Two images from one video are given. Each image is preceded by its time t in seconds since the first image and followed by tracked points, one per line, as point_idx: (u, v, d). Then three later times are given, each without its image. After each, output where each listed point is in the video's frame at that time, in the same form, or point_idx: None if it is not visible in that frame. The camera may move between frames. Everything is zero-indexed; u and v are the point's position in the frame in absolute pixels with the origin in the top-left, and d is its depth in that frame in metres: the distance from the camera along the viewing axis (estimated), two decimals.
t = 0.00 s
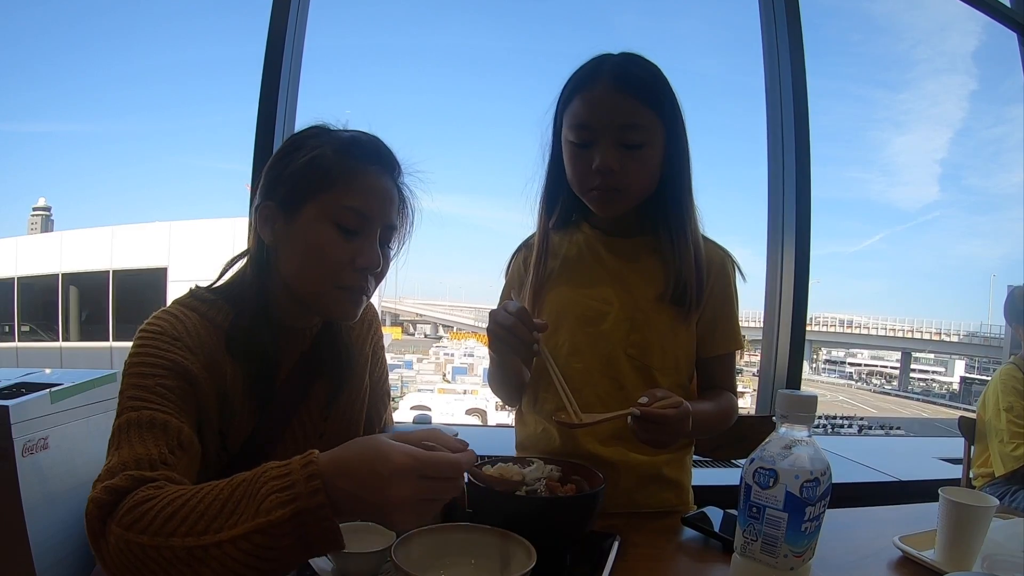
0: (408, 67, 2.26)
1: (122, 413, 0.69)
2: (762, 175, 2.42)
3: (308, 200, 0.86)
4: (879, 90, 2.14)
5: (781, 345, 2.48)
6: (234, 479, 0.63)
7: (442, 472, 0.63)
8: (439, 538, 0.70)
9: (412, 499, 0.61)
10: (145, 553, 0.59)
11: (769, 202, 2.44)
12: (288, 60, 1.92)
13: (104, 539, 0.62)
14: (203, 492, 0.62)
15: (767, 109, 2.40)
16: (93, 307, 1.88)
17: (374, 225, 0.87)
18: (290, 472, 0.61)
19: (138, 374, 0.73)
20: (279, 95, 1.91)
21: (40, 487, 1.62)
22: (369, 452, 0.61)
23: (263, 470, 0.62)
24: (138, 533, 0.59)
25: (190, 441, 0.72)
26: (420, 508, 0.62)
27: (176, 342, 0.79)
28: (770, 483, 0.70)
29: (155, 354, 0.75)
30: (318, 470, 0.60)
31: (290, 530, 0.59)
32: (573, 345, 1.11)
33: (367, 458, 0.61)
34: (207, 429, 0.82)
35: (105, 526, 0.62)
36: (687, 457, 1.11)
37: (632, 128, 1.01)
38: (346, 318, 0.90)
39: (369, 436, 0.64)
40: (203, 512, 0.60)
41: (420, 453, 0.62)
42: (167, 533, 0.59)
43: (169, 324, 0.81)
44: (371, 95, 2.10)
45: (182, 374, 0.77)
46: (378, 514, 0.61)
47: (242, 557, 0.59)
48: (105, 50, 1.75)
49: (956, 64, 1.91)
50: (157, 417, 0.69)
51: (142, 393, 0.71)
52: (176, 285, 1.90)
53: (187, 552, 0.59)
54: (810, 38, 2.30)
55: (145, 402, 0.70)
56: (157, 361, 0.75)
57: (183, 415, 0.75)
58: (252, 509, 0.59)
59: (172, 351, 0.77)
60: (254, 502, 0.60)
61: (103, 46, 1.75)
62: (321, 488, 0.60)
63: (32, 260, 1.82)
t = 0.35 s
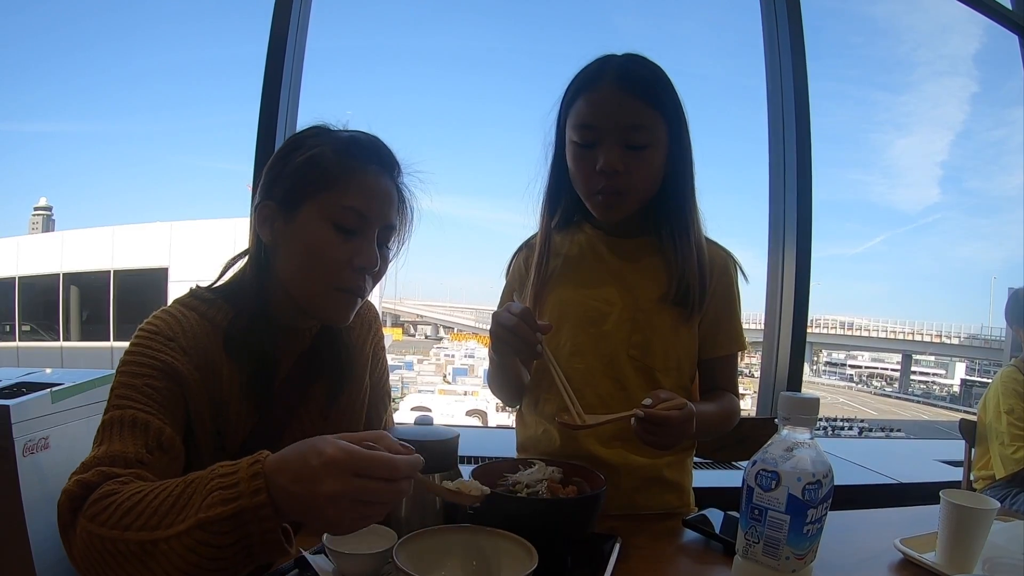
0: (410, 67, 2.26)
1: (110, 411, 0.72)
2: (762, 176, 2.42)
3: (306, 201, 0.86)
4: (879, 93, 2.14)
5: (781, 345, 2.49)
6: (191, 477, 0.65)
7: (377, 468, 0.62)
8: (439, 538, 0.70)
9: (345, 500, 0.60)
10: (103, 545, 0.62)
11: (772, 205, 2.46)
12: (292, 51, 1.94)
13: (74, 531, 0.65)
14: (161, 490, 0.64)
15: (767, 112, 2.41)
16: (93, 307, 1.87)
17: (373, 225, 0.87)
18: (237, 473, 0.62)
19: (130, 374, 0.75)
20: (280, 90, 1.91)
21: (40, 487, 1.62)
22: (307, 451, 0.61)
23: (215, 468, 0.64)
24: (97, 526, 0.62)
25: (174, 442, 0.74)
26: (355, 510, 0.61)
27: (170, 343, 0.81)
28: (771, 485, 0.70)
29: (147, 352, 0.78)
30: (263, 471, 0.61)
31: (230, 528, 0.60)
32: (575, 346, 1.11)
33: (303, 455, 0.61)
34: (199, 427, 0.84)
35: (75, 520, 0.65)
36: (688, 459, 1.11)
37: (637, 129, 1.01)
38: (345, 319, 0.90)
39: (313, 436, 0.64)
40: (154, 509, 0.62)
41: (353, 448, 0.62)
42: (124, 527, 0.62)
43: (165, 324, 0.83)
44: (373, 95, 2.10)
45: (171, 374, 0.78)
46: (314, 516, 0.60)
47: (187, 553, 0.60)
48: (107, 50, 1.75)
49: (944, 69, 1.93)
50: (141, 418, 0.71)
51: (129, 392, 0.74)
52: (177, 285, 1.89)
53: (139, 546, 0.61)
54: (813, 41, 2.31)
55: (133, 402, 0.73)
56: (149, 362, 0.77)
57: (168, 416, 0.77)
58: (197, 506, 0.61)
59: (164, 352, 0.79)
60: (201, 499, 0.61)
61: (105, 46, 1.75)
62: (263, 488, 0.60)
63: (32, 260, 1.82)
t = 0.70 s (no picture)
0: (413, 68, 2.27)
1: (108, 411, 0.72)
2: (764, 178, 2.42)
3: (305, 202, 0.86)
4: (881, 96, 2.23)
5: (781, 352, 2.43)
6: (172, 469, 0.64)
7: (358, 460, 0.60)
8: (441, 539, 0.70)
9: (324, 487, 0.60)
10: (92, 541, 0.62)
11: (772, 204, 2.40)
12: (293, 58, 1.94)
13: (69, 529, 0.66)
14: (145, 483, 0.64)
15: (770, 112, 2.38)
16: (94, 306, 1.87)
17: (371, 227, 0.87)
18: (214, 460, 0.61)
19: (129, 375, 0.75)
20: (285, 82, 1.92)
21: (40, 486, 1.62)
22: (282, 442, 0.59)
23: (194, 456, 0.64)
24: (87, 521, 0.63)
25: (171, 444, 0.75)
26: (336, 495, 0.61)
27: (170, 345, 0.81)
28: (773, 488, 0.71)
29: (143, 352, 0.78)
30: (241, 458, 0.61)
31: (211, 518, 0.60)
32: (575, 347, 1.11)
33: (280, 444, 0.59)
34: (202, 428, 0.85)
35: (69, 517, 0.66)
36: (688, 461, 1.12)
37: (639, 129, 1.01)
38: (344, 321, 0.90)
39: (287, 423, 0.62)
40: (136, 503, 0.62)
41: (333, 442, 0.60)
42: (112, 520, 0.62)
43: (167, 325, 0.84)
44: (375, 96, 2.11)
45: (170, 375, 0.79)
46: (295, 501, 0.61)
47: (170, 546, 0.60)
48: (110, 50, 1.76)
49: (947, 84, 2.20)
50: (134, 416, 0.71)
51: (128, 391, 0.74)
52: (178, 285, 1.90)
53: (126, 540, 0.61)
54: (814, 41, 2.26)
55: (129, 402, 0.73)
56: (151, 362, 0.78)
57: (166, 418, 0.77)
58: (177, 496, 0.61)
59: (164, 353, 0.80)
60: (180, 490, 0.61)
61: (107, 46, 1.75)
62: (242, 473, 0.60)
63: (34, 260, 1.83)
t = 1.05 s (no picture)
0: (414, 69, 2.28)
1: (97, 397, 0.73)
2: (765, 179, 2.41)
3: (298, 209, 0.86)
4: (883, 97, 2.23)
5: (781, 360, 2.45)
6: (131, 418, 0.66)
7: (309, 361, 0.63)
8: (442, 539, 0.70)
9: (276, 393, 0.62)
10: (59, 501, 0.64)
11: (773, 205, 2.42)
12: (294, 72, 1.94)
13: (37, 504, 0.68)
14: (108, 435, 0.66)
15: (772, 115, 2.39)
16: (96, 305, 1.87)
17: (362, 235, 0.86)
18: (171, 394, 0.63)
19: (123, 365, 0.77)
20: (285, 96, 1.94)
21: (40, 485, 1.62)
22: (233, 356, 0.62)
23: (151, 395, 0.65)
24: (54, 485, 0.65)
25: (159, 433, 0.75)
26: (290, 399, 0.64)
27: (167, 343, 0.82)
28: (772, 489, 0.71)
29: (130, 345, 0.80)
30: (195, 384, 0.63)
31: (168, 448, 0.61)
32: (572, 353, 1.10)
33: (232, 359, 0.62)
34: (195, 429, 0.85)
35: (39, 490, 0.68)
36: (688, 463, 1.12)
37: (647, 93, 1.07)
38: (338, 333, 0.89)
39: (238, 341, 0.65)
40: (100, 448, 0.64)
41: (285, 346, 0.63)
42: (72, 478, 0.64)
43: (167, 322, 0.85)
44: (377, 96, 2.12)
45: (163, 370, 0.80)
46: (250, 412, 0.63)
47: (131, 482, 0.62)
48: (113, 50, 1.76)
49: (945, 88, 2.15)
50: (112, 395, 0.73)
51: (117, 379, 0.75)
52: (179, 285, 1.90)
53: (89, 490, 0.63)
54: (815, 43, 2.27)
55: (111, 381, 0.74)
56: (145, 357, 0.79)
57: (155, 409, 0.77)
58: (135, 430, 0.62)
59: (160, 348, 0.81)
60: (138, 425, 0.63)
61: (111, 47, 1.76)
62: (196, 396, 0.62)
63: (34, 260, 1.83)
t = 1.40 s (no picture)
0: (415, 70, 2.29)
1: (88, 398, 0.74)
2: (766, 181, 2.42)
3: (295, 217, 0.86)
4: (885, 100, 2.21)
5: (781, 361, 2.45)
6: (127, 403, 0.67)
7: (305, 327, 0.66)
8: (442, 539, 0.70)
9: (275, 357, 0.64)
10: (52, 490, 0.64)
11: (775, 203, 2.41)
12: (294, 81, 1.92)
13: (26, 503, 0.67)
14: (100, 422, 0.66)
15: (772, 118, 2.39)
16: (96, 304, 1.87)
17: (358, 244, 0.85)
18: (168, 370, 0.64)
19: (114, 368, 0.77)
20: (285, 105, 1.91)
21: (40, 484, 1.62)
22: (231, 327, 0.64)
23: (144, 376, 0.67)
24: (48, 476, 0.65)
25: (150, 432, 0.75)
26: (287, 362, 0.66)
27: (161, 344, 0.82)
28: (772, 491, 0.71)
29: (122, 347, 0.80)
30: (192, 358, 0.65)
31: (169, 419, 0.63)
32: (572, 357, 1.10)
33: (229, 328, 0.64)
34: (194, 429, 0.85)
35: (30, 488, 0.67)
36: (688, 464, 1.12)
37: (652, 88, 1.08)
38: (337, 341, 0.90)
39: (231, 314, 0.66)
40: (96, 433, 0.65)
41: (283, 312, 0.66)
42: (65, 467, 0.64)
43: (162, 323, 0.85)
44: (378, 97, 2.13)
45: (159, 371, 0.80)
46: (248, 377, 0.65)
47: (130, 457, 0.62)
48: (115, 50, 1.77)
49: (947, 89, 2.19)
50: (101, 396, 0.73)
51: (108, 379, 0.76)
52: (180, 284, 1.90)
53: (85, 472, 0.63)
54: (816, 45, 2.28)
55: (101, 384, 0.75)
56: (137, 358, 0.79)
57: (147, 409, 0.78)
58: (132, 407, 0.63)
59: (154, 351, 0.81)
60: (135, 402, 0.64)
61: (112, 46, 1.76)
62: (195, 368, 0.64)
63: (37, 256, 1.83)
